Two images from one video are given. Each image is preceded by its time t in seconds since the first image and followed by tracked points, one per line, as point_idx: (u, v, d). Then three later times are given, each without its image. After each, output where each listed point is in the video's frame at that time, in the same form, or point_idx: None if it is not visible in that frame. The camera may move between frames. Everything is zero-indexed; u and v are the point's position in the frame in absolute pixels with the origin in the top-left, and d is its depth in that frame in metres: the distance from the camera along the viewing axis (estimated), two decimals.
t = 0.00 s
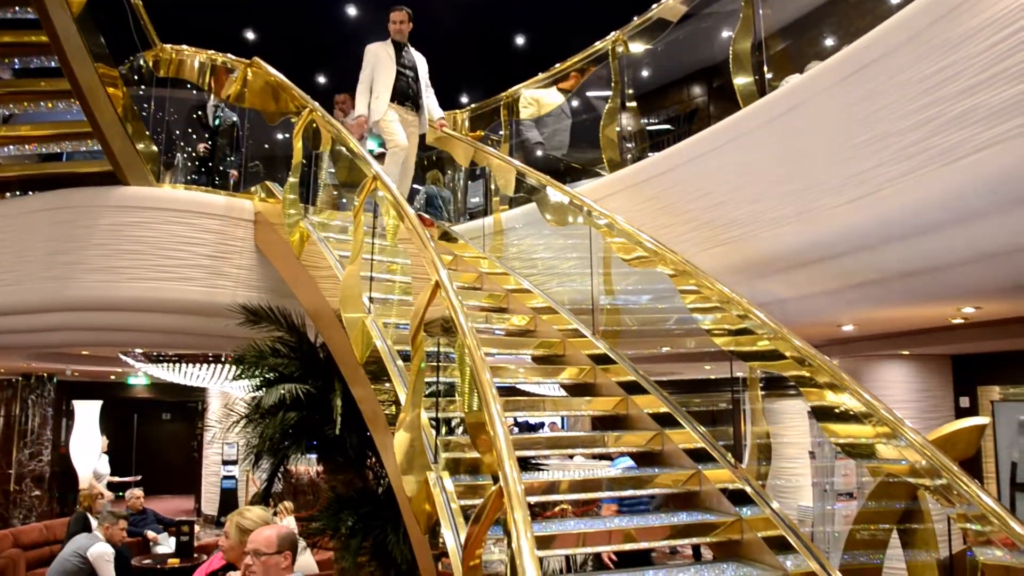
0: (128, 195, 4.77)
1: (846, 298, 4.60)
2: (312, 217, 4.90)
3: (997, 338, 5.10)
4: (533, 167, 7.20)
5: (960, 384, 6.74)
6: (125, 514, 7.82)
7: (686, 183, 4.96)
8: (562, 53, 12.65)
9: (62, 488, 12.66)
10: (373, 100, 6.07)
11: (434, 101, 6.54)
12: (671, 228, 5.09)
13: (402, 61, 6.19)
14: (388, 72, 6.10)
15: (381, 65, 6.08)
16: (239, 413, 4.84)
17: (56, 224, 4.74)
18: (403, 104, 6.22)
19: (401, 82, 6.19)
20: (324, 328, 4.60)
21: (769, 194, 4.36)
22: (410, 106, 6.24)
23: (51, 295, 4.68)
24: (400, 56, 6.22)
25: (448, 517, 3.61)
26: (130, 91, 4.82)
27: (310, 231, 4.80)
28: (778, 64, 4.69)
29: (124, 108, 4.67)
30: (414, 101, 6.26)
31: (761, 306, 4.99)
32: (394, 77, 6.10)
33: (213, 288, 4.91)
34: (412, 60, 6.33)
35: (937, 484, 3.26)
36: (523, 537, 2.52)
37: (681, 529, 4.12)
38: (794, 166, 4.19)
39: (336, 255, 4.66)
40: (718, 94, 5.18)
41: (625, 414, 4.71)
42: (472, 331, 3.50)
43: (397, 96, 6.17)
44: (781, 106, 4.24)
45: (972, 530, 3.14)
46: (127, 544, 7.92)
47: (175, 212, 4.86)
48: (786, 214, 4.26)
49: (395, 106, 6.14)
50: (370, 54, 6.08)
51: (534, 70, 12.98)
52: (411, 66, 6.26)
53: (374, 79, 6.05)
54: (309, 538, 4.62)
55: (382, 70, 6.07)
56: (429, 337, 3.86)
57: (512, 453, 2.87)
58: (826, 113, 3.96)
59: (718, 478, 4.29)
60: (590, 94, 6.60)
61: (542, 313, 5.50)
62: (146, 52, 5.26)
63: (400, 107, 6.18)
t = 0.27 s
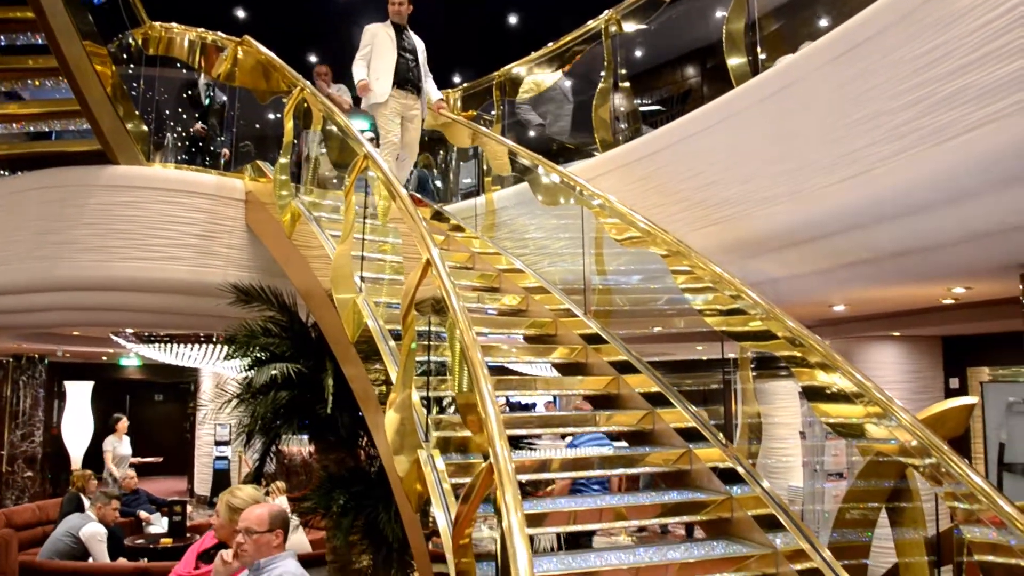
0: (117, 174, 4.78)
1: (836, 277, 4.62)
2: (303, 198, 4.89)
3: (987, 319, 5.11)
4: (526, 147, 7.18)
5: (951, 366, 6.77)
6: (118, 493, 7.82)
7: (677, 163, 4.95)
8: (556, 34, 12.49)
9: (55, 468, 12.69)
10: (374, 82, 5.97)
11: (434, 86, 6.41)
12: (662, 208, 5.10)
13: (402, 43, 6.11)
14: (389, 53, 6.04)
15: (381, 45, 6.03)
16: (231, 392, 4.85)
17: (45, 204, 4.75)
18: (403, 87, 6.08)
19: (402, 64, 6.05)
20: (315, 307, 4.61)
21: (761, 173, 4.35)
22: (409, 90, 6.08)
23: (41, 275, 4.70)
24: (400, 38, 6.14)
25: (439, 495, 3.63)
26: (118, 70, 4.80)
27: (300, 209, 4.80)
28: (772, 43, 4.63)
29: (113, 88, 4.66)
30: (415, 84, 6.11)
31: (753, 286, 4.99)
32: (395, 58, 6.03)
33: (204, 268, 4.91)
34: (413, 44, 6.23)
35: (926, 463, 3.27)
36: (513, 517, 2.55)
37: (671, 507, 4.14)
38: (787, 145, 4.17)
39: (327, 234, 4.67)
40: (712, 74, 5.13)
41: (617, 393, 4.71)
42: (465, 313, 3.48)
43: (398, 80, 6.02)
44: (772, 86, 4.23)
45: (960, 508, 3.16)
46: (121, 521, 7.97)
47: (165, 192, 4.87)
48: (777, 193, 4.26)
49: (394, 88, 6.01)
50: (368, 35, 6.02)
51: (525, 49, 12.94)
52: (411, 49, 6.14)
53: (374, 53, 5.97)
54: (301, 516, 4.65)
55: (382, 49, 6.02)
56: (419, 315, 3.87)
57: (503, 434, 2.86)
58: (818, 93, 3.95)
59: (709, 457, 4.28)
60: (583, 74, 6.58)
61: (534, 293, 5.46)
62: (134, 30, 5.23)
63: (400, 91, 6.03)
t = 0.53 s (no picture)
0: (99, 152, 4.83)
1: (822, 254, 4.64)
2: (290, 175, 4.94)
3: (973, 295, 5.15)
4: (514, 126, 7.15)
5: (937, 343, 6.82)
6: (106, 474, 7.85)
7: (664, 140, 4.96)
8: (543, 10, 12.41)
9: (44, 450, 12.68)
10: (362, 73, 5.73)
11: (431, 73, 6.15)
12: (650, 185, 5.10)
13: (394, 29, 5.86)
14: (381, 44, 5.73)
15: (372, 34, 5.72)
16: (220, 372, 4.85)
17: (27, 182, 4.79)
18: (394, 75, 5.88)
19: (393, 52, 5.86)
20: (302, 285, 4.60)
21: (748, 150, 4.36)
22: (401, 77, 5.90)
23: (24, 253, 4.75)
24: (393, 24, 5.86)
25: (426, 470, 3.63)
26: (102, 47, 4.74)
27: (287, 187, 4.83)
28: (762, 22, 4.53)
29: (97, 66, 4.63)
30: (405, 73, 5.92)
31: (740, 264, 5.01)
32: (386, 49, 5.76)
33: (191, 246, 5.02)
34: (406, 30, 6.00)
35: (912, 438, 3.27)
36: (500, 495, 2.54)
37: (660, 483, 4.13)
38: (774, 121, 4.17)
39: (313, 212, 4.67)
40: (701, 53, 5.05)
41: (605, 370, 4.74)
42: (453, 292, 3.44)
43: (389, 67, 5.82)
44: (759, 62, 4.22)
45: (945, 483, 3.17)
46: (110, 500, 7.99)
47: (148, 170, 4.94)
48: (764, 170, 4.28)
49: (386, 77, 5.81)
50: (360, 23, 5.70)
51: (513, 27, 12.83)
52: (405, 36, 5.92)
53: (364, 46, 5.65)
54: (290, 494, 4.67)
55: (372, 39, 5.70)
56: (406, 294, 3.84)
57: (490, 412, 2.85)
58: (804, 70, 3.95)
59: (696, 434, 4.30)
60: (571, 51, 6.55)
61: (522, 270, 5.51)
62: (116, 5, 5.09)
63: (393, 79, 5.85)
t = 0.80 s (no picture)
0: (83, 138, 4.85)
1: (806, 238, 4.68)
2: (274, 160, 4.93)
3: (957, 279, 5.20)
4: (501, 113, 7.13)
5: (921, 328, 6.99)
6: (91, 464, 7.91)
7: (650, 124, 4.97)
8: None
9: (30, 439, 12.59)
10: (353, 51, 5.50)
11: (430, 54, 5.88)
12: (636, 169, 5.12)
13: (386, 7, 5.64)
14: (372, 21, 5.51)
15: (363, 11, 5.50)
16: (206, 358, 4.84)
17: (12, 169, 4.83)
18: (386, 55, 5.63)
19: (385, 30, 5.62)
20: (288, 272, 4.60)
21: (733, 135, 4.37)
22: (394, 56, 5.65)
23: (12, 240, 4.81)
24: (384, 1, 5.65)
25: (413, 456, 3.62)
26: (82, 33, 4.82)
27: (271, 173, 4.83)
28: (746, 8, 4.44)
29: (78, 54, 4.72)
30: (399, 52, 5.66)
31: (726, 248, 5.05)
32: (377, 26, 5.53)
33: (175, 233, 5.04)
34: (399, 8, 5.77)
35: (897, 421, 3.25)
36: (486, 480, 2.53)
37: (646, 467, 4.17)
38: (760, 106, 4.17)
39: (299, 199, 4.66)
40: (688, 40, 4.99)
41: (591, 354, 4.79)
42: (439, 278, 3.42)
43: (381, 46, 5.57)
44: (743, 47, 4.22)
45: (930, 465, 3.14)
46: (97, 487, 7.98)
47: (133, 156, 4.96)
48: (749, 155, 4.29)
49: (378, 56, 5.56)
50: None
51: (500, 12, 12.79)
52: (398, 13, 5.67)
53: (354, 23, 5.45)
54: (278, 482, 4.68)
55: (364, 17, 5.48)
56: (391, 280, 3.83)
57: (477, 399, 2.83)
58: (788, 55, 3.95)
59: (683, 418, 4.32)
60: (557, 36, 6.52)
61: (509, 256, 5.58)
62: None
63: (385, 58, 5.59)
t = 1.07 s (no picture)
0: (66, 122, 4.86)
1: (791, 223, 4.71)
2: (259, 145, 4.94)
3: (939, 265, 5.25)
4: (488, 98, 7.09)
5: (906, 314, 7.09)
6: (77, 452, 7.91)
7: (638, 109, 4.97)
8: None
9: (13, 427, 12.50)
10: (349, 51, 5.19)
11: (431, 53, 5.53)
12: (623, 153, 5.12)
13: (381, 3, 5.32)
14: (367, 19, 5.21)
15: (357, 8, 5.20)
16: (191, 343, 4.83)
17: None
18: (384, 53, 5.31)
19: (382, 28, 5.31)
20: (273, 256, 4.58)
21: (719, 119, 4.38)
22: (392, 56, 5.33)
23: None
24: None
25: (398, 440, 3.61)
26: (67, 18, 4.82)
27: (256, 158, 4.83)
28: None
29: (61, 38, 4.71)
30: (397, 50, 5.34)
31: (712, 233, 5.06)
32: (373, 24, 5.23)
33: (161, 217, 5.10)
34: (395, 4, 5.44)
35: (881, 406, 3.26)
36: (472, 466, 2.51)
37: (631, 451, 4.18)
38: (746, 91, 4.17)
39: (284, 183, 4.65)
40: (676, 26, 4.90)
41: (577, 339, 4.79)
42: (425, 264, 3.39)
43: (377, 46, 5.27)
44: (728, 32, 4.21)
45: (913, 450, 3.14)
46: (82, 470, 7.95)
47: (117, 140, 4.99)
48: (734, 139, 4.31)
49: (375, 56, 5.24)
50: None
51: None
52: (394, 10, 5.36)
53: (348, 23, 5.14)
54: (263, 467, 4.69)
55: (360, 16, 5.19)
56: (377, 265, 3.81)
57: (462, 383, 2.80)
58: (773, 39, 3.95)
59: (668, 402, 4.33)
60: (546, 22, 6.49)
61: (495, 241, 5.60)
62: None
63: (381, 57, 5.27)
